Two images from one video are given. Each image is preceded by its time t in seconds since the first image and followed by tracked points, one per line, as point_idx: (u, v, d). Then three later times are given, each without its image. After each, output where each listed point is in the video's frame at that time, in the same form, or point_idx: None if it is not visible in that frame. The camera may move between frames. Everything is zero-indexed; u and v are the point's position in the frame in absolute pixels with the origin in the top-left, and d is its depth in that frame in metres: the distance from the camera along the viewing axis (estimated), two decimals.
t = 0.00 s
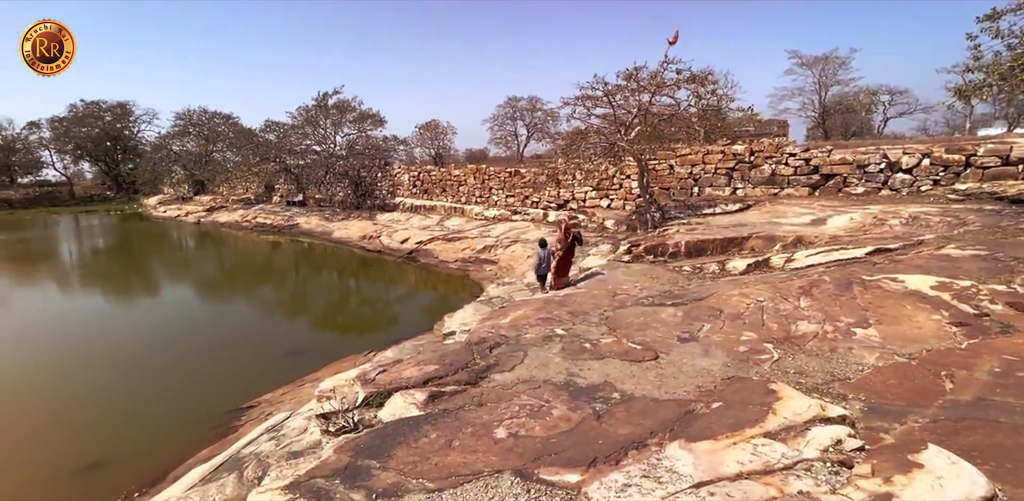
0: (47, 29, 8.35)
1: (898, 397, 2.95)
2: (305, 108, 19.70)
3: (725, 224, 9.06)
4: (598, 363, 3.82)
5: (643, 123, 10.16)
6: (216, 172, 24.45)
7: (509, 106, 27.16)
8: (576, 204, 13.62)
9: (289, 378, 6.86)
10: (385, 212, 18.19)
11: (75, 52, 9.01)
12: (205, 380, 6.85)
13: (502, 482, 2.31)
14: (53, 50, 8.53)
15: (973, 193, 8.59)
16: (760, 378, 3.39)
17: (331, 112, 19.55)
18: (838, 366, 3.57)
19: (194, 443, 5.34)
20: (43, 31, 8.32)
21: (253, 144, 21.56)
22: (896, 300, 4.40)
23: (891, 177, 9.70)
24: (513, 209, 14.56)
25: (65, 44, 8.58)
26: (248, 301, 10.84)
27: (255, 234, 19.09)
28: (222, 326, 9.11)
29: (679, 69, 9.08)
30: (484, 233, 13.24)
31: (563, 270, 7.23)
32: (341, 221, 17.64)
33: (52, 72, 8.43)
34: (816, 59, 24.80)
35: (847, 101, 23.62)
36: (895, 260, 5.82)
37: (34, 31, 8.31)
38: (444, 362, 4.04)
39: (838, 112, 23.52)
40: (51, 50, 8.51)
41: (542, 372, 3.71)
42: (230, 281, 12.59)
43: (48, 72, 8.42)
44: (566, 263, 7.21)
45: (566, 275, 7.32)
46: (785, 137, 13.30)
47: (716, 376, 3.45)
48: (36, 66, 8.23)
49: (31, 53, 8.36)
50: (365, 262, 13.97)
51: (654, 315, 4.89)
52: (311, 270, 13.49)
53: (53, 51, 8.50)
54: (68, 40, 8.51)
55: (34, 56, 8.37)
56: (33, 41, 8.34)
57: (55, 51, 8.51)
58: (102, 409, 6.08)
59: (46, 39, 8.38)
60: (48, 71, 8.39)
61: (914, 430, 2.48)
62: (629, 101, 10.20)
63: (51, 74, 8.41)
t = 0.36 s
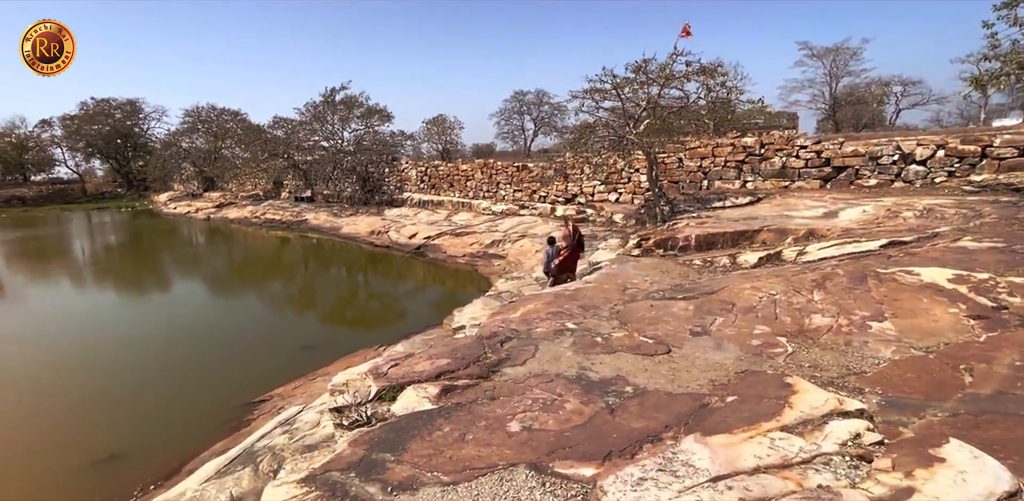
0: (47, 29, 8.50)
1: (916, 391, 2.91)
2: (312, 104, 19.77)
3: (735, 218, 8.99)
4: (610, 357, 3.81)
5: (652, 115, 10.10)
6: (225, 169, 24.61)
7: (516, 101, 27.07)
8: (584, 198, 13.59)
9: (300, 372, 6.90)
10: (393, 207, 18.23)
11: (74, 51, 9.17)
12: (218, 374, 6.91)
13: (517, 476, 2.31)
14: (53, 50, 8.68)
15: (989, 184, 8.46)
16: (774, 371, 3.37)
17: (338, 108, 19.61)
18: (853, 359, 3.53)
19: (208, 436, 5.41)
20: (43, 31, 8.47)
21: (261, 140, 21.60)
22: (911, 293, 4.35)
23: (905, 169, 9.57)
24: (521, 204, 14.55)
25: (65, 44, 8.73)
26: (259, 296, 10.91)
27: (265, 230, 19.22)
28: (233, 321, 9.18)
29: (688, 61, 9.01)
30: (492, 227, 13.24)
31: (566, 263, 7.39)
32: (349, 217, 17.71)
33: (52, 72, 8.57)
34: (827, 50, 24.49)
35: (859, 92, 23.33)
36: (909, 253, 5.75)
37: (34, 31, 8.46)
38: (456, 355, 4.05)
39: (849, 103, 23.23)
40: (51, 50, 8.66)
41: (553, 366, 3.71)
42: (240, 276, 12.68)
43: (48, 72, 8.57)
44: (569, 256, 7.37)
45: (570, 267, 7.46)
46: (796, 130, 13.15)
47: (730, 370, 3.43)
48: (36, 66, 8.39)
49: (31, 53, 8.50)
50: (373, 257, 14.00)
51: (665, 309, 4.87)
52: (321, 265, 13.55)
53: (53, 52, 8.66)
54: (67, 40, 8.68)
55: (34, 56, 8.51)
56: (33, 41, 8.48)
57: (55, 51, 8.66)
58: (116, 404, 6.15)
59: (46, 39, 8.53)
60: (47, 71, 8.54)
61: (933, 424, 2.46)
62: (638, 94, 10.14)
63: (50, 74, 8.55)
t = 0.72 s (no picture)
0: (47, 29, 8.48)
1: (925, 384, 2.89)
2: (315, 100, 19.73)
3: (740, 212, 8.94)
4: (616, 351, 3.79)
5: (656, 109, 10.02)
6: (228, 165, 24.62)
7: (518, 95, 26.93)
8: (587, 192, 13.54)
9: (304, 368, 6.89)
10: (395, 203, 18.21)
11: (75, 51, 9.15)
12: (222, 370, 6.92)
13: (525, 470, 2.30)
14: (53, 50, 8.67)
15: (997, 176, 8.39)
16: (782, 365, 3.35)
17: (341, 103, 19.56)
18: (861, 352, 3.50)
19: (214, 431, 5.42)
20: (44, 31, 8.45)
21: (264, 136, 21.58)
22: (919, 286, 4.32)
23: (911, 161, 9.49)
24: (524, 198, 14.50)
25: (65, 44, 8.71)
26: (262, 292, 10.92)
27: (268, 225, 19.23)
28: (237, 317, 9.19)
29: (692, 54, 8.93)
30: (495, 222, 13.21)
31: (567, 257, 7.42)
32: (352, 212, 17.71)
33: (52, 72, 8.56)
34: (831, 42, 24.28)
35: (863, 85, 23.15)
36: (916, 246, 5.70)
37: (34, 31, 8.45)
38: (461, 349, 4.04)
39: (854, 96, 23.04)
40: (51, 50, 8.64)
41: (559, 359, 3.69)
42: (244, 272, 12.69)
43: (48, 73, 8.55)
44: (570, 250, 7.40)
45: (572, 262, 7.48)
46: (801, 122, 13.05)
47: (737, 363, 3.41)
48: (37, 67, 8.38)
49: (31, 53, 8.50)
50: (376, 252, 14.00)
51: (671, 303, 4.84)
52: (324, 261, 13.56)
53: (54, 52, 8.64)
54: (68, 40, 8.66)
55: (34, 56, 8.51)
56: (33, 41, 8.46)
57: (55, 51, 8.64)
58: (121, 400, 6.16)
59: (46, 39, 8.51)
60: (47, 71, 8.52)
61: (945, 417, 2.43)
62: (642, 88, 10.08)
63: (51, 74, 8.53)
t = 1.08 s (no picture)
0: (47, 29, 8.57)
1: (934, 377, 2.84)
2: (315, 95, 19.65)
3: (743, 204, 8.85)
4: (619, 344, 3.74)
5: (658, 102, 9.93)
6: (229, 161, 24.58)
7: (519, 89, 26.78)
8: (589, 186, 13.46)
9: (305, 363, 6.87)
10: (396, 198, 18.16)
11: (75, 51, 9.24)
12: (224, 365, 6.91)
13: (525, 466, 2.26)
14: (53, 50, 8.76)
15: (1003, 167, 8.30)
16: (787, 358, 3.29)
17: (341, 98, 19.48)
18: (868, 345, 3.45)
19: (215, 426, 5.40)
20: (43, 31, 8.54)
21: (264, 132, 21.50)
22: (926, 278, 4.26)
23: (916, 153, 9.39)
24: (525, 193, 14.43)
25: (65, 44, 8.80)
26: (264, 287, 10.90)
27: (269, 221, 19.20)
28: (239, 313, 9.17)
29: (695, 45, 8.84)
30: (497, 216, 13.16)
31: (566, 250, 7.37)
32: (353, 207, 17.66)
33: (52, 72, 8.65)
34: (835, 34, 24.07)
35: (867, 77, 22.96)
36: (922, 238, 5.63)
37: (33, 31, 8.53)
38: (462, 344, 4.00)
39: (857, 88, 22.84)
40: (51, 50, 8.73)
41: (561, 354, 3.64)
42: (246, 268, 12.68)
43: (48, 73, 8.65)
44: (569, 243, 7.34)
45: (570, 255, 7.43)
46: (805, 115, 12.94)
47: (741, 357, 3.36)
48: (37, 67, 8.49)
49: (31, 53, 8.58)
50: (378, 248, 13.96)
51: (674, 296, 4.79)
52: (326, 256, 13.53)
53: (53, 51, 8.73)
54: (67, 40, 8.75)
55: (34, 56, 8.59)
56: (33, 41, 8.55)
57: (55, 51, 8.73)
58: (122, 395, 6.15)
59: (46, 39, 8.60)
60: (47, 71, 8.61)
61: (954, 411, 2.39)
62: (644, 80, 9.99)
63: (51, 74, 8.63)
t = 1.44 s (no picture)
0: (47, 29, 8.49)
1: (939, 372, 2.78)
2: (314, 89, 19.53)
3: (744, 197, 8.79)
4: (618, 340, 3.69)
5: (658, 94, 9.84)
6: (228, 156, 24.48)
7: (519, 82, 26.59)
8: (589, 180, 13.37)
9: (305, 358, 6.84)
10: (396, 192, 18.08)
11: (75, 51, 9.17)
12: (223, 361, 6.87)
13: (521, 465, 2.21)
14: (53, 50, 8.68)
15: (1006, 159, 8.23)
16: (789, 353, 3.24)
17: (340, 92, 19.36)
18: (871, 340, 3.40)
19: (214, 421, 5.37)
20: (44, 31, 8.46)
21: (263, 127, 21.36)
22: (930, 271, 4.19)
23: (919, 145, 9.30)
24: (525, 186, 14.35)
25: (65, 44, 8.73)
26: (263, 283, 10.86)
27: (269, 217, 19.14)
28: (239, 308, 9.15)
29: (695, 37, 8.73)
30: (497, 211, 13.09)
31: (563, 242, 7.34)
32: (353, 202, 17.60)
33: (52, 72, 8.58)
34: (836, 26, 23.87)
35: (869, 69, 22.78)
36: (926, 230, 5.56)
37: (34, 31, 8.46)
38: (459, 340, 3.95)
39: (860, 80, 22.68)
40: (51, 50, 8.65)
41: (559, 349, 3.59)
42: (245, 263, 12.63)
43: (48, 73, 8.58)
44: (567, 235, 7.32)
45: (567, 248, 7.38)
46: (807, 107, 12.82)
47: (742, 352, 3.31)
48: (37, 67, 8.42)
49: (31, 53, 8.53)
50: (378, 242, 13.91)
51: (674, 291, 4.73)
52: (325, 251, 13.49)
53: (54, 51, 8.66)
54: (67, 40, 8.67)
55: (34, 56, 8.53)
56: (33, 41, 8.48)
57: (55, 51, 8.66)
58: (122, 391, 6.12)
59: (46, 39, 8.53)
60: (47, 71, 8.54)
61: (960, 408, 2.34)
62: (644, 72, 9.89)
63: (50, 74, 8.55)
